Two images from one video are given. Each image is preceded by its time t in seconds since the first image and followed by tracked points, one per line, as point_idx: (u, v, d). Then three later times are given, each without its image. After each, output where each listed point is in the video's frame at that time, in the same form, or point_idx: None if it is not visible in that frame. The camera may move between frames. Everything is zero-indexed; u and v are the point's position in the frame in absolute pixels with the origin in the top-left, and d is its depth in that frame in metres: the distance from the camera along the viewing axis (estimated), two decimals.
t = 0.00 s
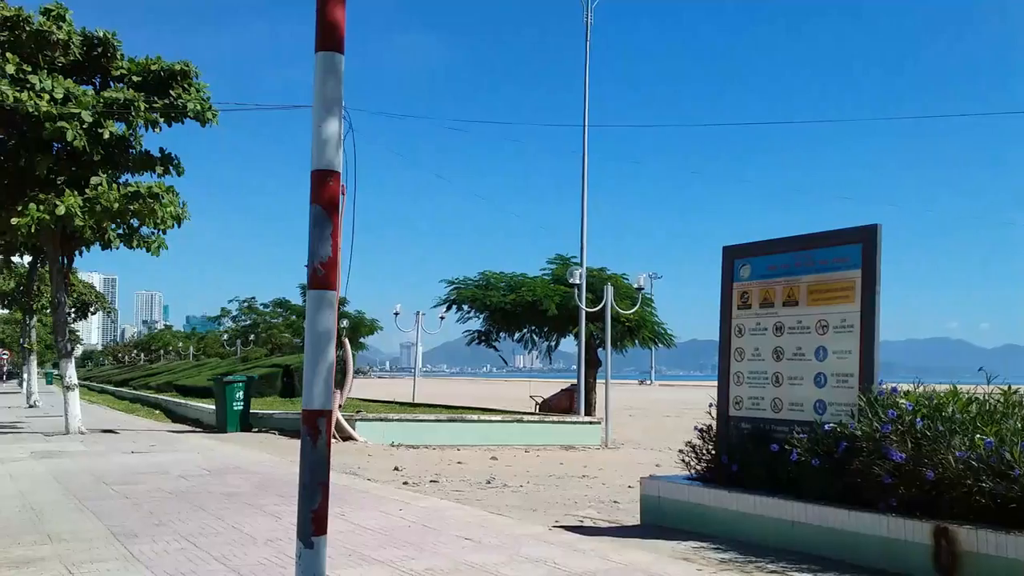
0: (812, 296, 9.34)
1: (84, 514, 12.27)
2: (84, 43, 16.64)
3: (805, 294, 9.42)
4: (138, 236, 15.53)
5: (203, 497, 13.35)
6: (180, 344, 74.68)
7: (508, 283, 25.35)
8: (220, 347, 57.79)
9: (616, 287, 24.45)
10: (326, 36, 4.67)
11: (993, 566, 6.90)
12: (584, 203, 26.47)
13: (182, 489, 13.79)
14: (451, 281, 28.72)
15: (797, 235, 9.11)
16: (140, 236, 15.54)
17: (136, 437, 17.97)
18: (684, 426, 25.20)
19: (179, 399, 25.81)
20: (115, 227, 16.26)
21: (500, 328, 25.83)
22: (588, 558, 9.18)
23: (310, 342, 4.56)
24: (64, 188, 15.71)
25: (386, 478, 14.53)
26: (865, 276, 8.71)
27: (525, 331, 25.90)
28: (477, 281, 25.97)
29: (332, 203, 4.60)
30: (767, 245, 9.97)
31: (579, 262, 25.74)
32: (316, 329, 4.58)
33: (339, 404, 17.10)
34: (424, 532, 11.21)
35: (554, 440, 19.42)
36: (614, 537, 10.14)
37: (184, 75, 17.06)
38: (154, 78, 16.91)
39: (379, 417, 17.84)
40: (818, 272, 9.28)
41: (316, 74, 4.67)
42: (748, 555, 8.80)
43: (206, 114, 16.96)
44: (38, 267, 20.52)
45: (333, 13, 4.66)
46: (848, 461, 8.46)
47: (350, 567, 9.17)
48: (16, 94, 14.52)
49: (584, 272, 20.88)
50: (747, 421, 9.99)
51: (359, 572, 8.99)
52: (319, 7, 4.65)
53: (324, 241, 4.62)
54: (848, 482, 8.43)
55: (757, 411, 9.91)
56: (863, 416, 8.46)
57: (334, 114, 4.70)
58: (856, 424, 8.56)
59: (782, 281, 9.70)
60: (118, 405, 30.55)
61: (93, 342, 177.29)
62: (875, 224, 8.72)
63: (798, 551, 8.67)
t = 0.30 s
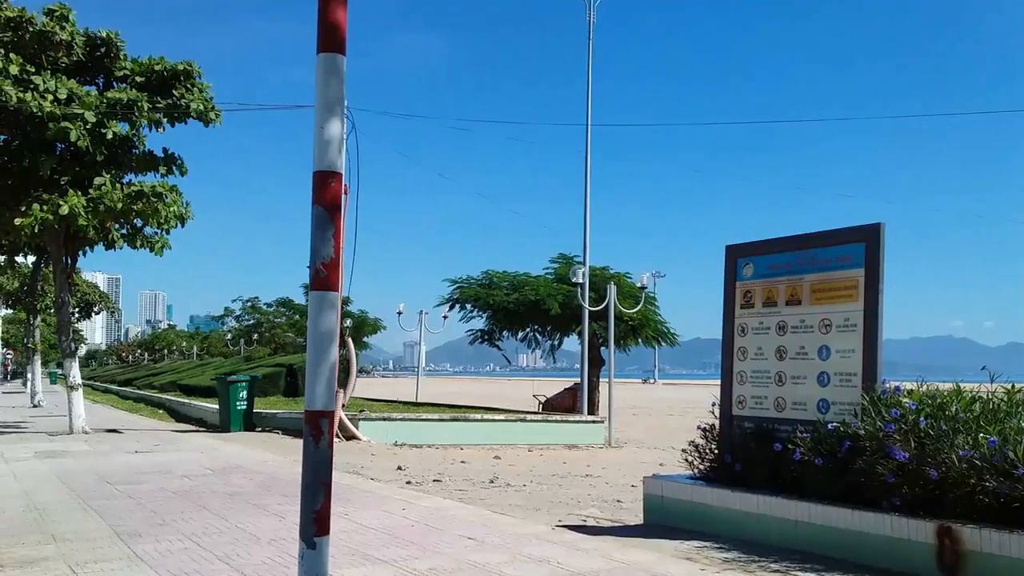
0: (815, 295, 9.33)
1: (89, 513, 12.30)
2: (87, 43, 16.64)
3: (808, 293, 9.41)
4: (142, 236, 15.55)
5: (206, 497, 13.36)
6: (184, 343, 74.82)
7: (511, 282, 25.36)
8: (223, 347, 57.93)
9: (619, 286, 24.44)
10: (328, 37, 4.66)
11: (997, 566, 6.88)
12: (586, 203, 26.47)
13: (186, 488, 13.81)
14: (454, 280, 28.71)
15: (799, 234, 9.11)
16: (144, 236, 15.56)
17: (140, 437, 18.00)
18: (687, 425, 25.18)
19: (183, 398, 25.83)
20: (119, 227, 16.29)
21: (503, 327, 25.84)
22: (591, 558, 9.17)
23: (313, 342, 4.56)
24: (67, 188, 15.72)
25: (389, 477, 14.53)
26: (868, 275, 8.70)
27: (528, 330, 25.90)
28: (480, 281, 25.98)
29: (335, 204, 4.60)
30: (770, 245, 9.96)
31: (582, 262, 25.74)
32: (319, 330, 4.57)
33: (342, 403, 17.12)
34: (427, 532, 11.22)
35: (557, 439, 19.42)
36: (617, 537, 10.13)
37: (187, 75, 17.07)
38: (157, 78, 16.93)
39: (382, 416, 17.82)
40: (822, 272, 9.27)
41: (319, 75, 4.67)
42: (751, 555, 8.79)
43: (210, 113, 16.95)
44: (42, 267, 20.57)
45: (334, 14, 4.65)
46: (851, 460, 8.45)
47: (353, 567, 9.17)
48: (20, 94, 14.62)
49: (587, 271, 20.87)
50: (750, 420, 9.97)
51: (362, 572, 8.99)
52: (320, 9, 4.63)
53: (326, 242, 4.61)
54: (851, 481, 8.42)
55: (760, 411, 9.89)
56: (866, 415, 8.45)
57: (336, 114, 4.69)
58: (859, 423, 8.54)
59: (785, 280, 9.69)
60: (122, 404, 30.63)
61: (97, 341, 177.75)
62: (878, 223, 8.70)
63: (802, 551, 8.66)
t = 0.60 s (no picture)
0: (821, 294, 9.29)
1: (94, 513, 12.31)
2: (91, 43, 16.64)
3: (814, 292, 9.38)
4: (147, 236, 15.54)
5: (211, 496, 13.37)
6: (189, 343, 74.88)
7: (516, 281, 25.33)
8: (228, 346, 58.02)
9: (624, 285, 24.40)
10: (333, 37, 4.64)
11: (1004, 566, 6.85)
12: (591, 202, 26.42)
13: (190, 488, 13.82)
14: (459, 280, 28.66)
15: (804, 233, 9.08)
16: (148, 236, 15.55)
17: (144, 436, 18.01)
18: (692, 425, 25.13)
19: (188, 398, 25.84)
20: (124, 227, 16.29)
21: (508, 327, 25.82)
22: (596, 558, 9.15)
23: (318, 342, 4.54)
24: (72, 188, 15.72)
25: (394, 477, 14.52)
26: (874, 274, 8.66)
27: (533, 329, 25.88)
28: (485, 280, 25.97)
29: (340, 204, 4.58)
30: (775, 244, 9.92)
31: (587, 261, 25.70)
32: (324, 331, 4.56)
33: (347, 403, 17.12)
34: (432, 532, 11.20)
35: (562, 438, 19.40)
36: (623, 537, 10.11)
37: (191, 75, 17.07)
38: (161, 78, 16.92)
39: (386, 416, 17.79)
40: (827, 270, 9.24)
41: (324, 75, 4.65)
42: (757, 555, 8.76)
43: (214, 113, 16.94)
44: (47, 267, 20.59)
45: (339, 13, 4.62)
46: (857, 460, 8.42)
47: (358, 567, 9.16)
48: (24, 94, 14.59)
49: (592, 271, 20.83)
50: (755, 420, 9.94)
51: (367, 572, 8.98)
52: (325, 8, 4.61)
53: (331, 242, 4.59)
54: (857, 481, 8.38)
55: (765, 410, 9.86)
56: (872, 414, 8.42)
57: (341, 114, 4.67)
58: (865, 423, 8.50)
59: (791, 279, 9.66)
60: (127, 404, 30.67)
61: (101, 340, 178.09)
62: (884, 221, 8.66)
63: (808, 551, 8.63)
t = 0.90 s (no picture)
0: (826, 293, 9.28)
1: (100, 512, 12.33)
2: (97, 44, 16.66)
3: (819, 291, 9.36)
4: (152, 236, 15.56)
5: (217, 496, 13.38)
6: (194, 342, 74.97)
7: (521, 280, 25.33)
8: (233, 346, 58.09)
9: (629, 284, 24.39)
10: (338, 37, 4.65)
11: (1011, 567, 6.84)
12: (595, 201, 26.41)
13: (197, 488, 13.83)
14: (464, 280, 28.66)
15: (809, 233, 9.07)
16: (154, 236, 15.58)
17: (150, 436, 18.04)
18: (698, 424, 25.12)
19: (193, 397, 25.88)
20: (129, 227, 16.32)
21: (512, 326, 25.83)
22: (602, 558, 9.15)
23: (323, 343, 4.55)
24: (77, 188, 15.75)
25: (399, 477, 14.53)
26: (880, 273, 8.65)
27: (538, 328, 25.91)
28: (490, 279, 25.97)
29: (346, 205, 4.59)
30: (781, 243, 9.90)
31: (592, 260, 25.70)
32: (330, 331, 4.56)
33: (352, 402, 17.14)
34: (438, 532, 11.20)
35: (567, 437, 19.39)
36: (628, 537, 10.10)
37: (196, 75, 17.12)
38: (166, 78, 16.95)
39: (391, 416, 17.78)
40: (832, 270, 9.22)
41: (329, 76, 4.66)
42: (762, 555, 8.76)
43: (219, 113, 17.01)
44: (53, 267, 20.63)
45: (345, 15, 4.63)
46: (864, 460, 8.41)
47: (364, 567, 9.16)
48: (29, 95, 14.59)
49: (597, 270, 20.82)
50: (761, 420, 9.93)
51: (373, 572, 8.98)
52: (330, 9, 4.62)
53: (337, 243, 4.60)
54: (863, 481, 8.37)
55: (771, 410, 9.85)
56: (878, 414, 8.41)
57: (346, 115, 4.68)
58: (871, 422, 8.49)
59: (796, 279, 9.65)
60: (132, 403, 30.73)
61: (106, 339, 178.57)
62: (889, 221, 8.66)
63: (814, 551, 8.62)
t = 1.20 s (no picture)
0: (844, 292, 9.23)
1: (120, 511, 12.43)
2: (115, 46, 16.78)
3: (837, 290, 9.31)
4: (170, 236, 15.65)
5: (236, 495, 13.47)
6: (212, 342, 75.39)
7: (536, 280, 25.34)
8: (251, 346, 58.40)
9: (645, 284, 24.33)
10: (357, 40, 4.65)
11: None
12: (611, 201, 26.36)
13: (215, 487, 13.92)
14: (479, 280, 28.69)
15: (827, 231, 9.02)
16: (172, 237, 15.67)
17: (169, 436, 18.17)
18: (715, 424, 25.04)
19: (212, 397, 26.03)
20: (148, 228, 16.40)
21: (528, 326, 25.85)
22: (620, 558, 9.14)
23: (342, 344, 4.57)
24: (96, 190, 15.83)
25: (416, 476, 14.58)
26: (899, 272, 8.59)
27: (554, 328, 25.91)
28: (505, 279, 26.00)
29: (364, 206, 4.60)
30: (798, 242, 9.86)
31: (607, 259, 25.67)
32: (348, 332, 4.58)
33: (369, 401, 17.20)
34: (455, 531, 11.23)
35: (582, 437, 19.38)
36: (646, 537, 10.09)
37: (213, 77, 17.21)
38: (184, 80, 17.05)
39: (407, 415, 17.81)
40: (851, 269, 9.17)
41: (347, 78, 4.68)
42: (781, 555, 8.73)
43: (236, 114, 17.11)
44: (72, 268, 20.81)
45: (362, 17, 4.64)
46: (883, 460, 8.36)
47: (383, 566, 9.20)
48: (48, 98, 14.75)
49: (613, 270, 20.78)
50: (779, 420, 9.89)
51: (392, 571, 9.01)
52: (348, 12, 4.62)
53: (355, 244, 4.62)
54: (882, 481, 8.33)
55: (789, 410, 9.81)
56: (897, 414, 8.35)
57: (364, 117, 4.69)
58: (890, 422, 8.43)
59: (814, 278, 9.60)
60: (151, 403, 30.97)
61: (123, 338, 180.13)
62: (908, 219, 8.60)
63: (832, 551, 8.58)
